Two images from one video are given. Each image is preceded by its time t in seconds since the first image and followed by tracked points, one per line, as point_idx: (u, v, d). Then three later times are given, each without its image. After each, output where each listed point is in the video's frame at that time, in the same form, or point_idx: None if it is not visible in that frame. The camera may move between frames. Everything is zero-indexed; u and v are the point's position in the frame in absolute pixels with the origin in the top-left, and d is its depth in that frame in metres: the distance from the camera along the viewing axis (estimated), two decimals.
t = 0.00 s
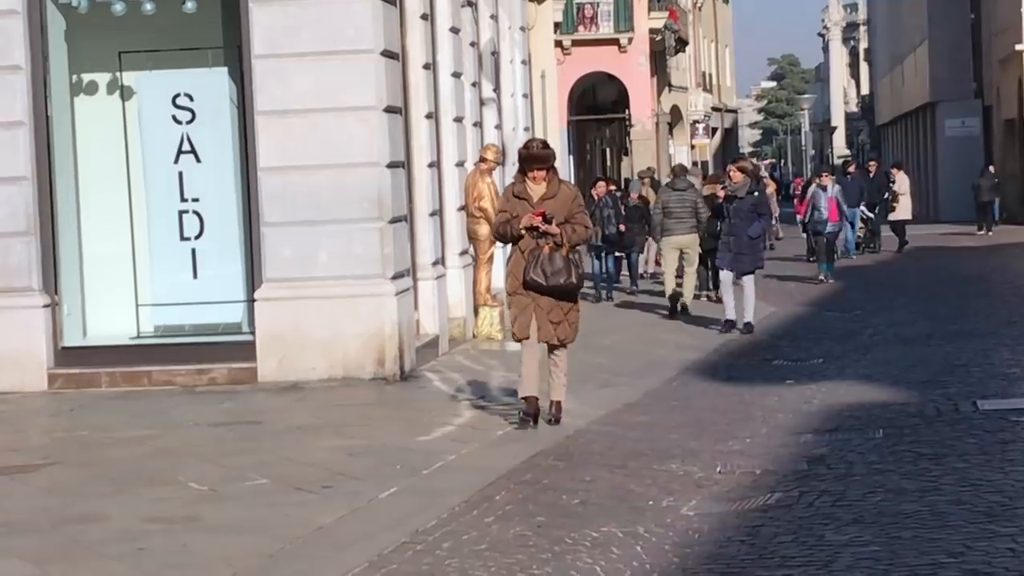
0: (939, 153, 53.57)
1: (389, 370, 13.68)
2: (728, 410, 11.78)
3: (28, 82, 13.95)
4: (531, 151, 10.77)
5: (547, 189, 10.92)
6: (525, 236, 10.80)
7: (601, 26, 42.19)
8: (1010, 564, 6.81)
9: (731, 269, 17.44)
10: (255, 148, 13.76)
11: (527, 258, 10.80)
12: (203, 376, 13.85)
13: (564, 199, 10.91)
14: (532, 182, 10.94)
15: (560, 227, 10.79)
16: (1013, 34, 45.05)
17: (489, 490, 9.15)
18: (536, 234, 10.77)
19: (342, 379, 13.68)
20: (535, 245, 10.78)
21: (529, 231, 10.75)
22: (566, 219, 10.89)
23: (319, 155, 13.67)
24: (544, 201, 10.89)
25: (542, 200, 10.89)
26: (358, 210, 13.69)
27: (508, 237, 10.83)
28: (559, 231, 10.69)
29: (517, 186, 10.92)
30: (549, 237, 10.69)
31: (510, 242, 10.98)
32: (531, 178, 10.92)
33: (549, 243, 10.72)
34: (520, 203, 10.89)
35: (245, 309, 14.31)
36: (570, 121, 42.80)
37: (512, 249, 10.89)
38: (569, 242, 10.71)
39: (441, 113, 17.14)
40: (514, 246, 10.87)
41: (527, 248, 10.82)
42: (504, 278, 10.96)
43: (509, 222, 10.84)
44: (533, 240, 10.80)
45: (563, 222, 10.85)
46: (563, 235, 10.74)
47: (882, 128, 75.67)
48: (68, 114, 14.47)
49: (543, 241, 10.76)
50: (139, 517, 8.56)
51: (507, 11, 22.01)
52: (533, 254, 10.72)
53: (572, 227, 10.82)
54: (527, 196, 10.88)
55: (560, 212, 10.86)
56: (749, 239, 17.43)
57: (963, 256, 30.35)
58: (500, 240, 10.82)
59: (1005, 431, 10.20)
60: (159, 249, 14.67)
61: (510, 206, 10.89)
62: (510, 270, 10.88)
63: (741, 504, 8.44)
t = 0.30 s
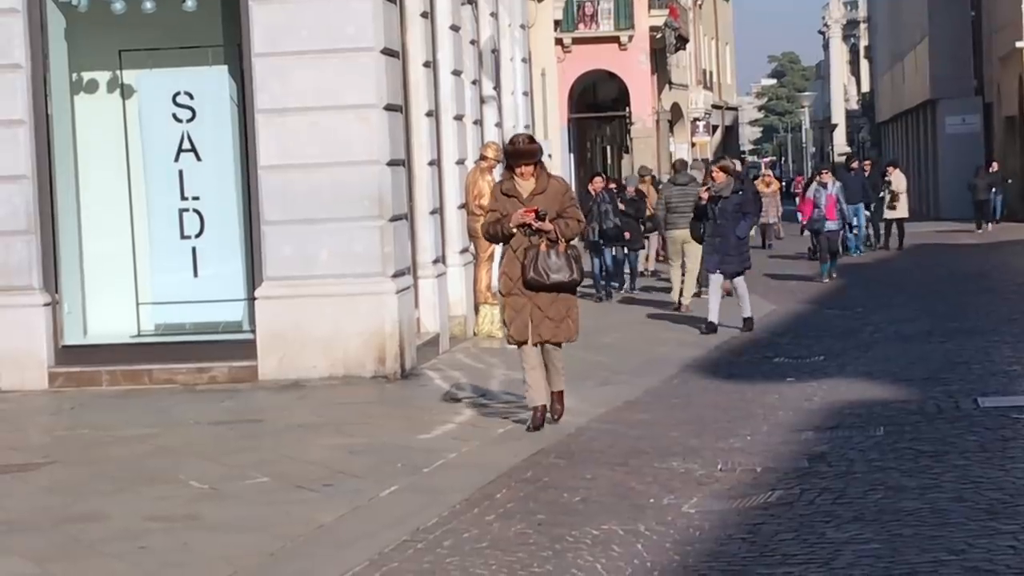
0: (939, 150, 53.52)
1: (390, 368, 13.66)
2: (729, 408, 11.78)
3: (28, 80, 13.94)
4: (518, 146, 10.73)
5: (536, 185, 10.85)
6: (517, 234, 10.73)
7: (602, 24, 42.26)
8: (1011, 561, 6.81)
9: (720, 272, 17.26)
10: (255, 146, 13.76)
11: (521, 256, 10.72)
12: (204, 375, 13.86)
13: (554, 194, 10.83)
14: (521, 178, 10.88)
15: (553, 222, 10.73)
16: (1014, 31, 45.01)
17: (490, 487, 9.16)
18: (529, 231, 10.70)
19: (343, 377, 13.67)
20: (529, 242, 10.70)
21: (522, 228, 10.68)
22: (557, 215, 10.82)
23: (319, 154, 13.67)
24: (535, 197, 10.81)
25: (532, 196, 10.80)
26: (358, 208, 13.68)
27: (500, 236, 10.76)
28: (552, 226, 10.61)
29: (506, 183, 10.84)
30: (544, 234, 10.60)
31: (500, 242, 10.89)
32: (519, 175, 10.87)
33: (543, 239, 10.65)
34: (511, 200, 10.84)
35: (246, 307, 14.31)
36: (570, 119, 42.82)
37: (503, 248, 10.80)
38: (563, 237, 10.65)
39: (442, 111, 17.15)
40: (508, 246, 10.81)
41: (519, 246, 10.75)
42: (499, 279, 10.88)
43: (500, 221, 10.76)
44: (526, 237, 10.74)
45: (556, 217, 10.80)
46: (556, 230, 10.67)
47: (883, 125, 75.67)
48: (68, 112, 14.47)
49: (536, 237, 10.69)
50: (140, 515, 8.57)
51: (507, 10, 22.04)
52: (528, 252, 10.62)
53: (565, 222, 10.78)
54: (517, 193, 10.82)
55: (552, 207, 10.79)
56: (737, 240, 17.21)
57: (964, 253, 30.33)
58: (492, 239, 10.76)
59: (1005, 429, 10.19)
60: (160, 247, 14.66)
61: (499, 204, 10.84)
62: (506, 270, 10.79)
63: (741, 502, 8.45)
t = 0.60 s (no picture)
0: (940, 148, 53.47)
1: (391, 367, 13.66)
2: (730, 407, 11.77)
3: (29, 80, 13.94)
4: (516, 146, 10.49)
5: (530, 187, 10.61)
6: (509, 236, 10.48)
7: (603, 23, 42.22)
8: (1013, 560, 6.81)
9: (706, 267, 17.14)
10: (257, 146, 13.77)
11: (513, 259, 10.47)
12: (206, 374, 13.87)
13: (549, 196, 10.58)
14: (515, 180, 10.64)
15: (546, 226, 10.46)
16: (1015, 29, 44.99)
17: (491, 487, 9.15)
18: (521, 233, 10.46)
19: (345, 376, 13.67)
20: (521, 245, 10.45)
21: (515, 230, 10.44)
22: (551, 218, 10.55)
23: (320, 153, 13.67)
24: (528, 199, 10.56)
25: (526, 197, 10.55)
26: (360, 207, 13.69)
27: (491, 239, 10.50)
28: (545, 228, 10.39)
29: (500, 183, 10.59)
30: (536, 237, 10.39)
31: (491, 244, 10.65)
32: (514, 176, 10.63)
33: (535, 241, 10.41)
34: (504, 202, 10.60)
35: (247, 307, 14.34)
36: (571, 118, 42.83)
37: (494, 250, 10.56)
38: (557, 241, 10.41)
39: (443, 110, 17.15)
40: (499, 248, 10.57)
41: (510, 249, 10.49)
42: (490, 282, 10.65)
43: (492, 222, 10.52)
44: (518, 240, 10.48)
45: (549, 220, 10.52)
46: (549, 233, 10.43)
47: (884, 123, 75.68)
48: (70, 111, 14.48)
49: (529, 240, 10.44)
50: (142, 514, 8.56)
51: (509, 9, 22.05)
52: (521, 254, 10.37)
53: (558, 225, 10.50)
54: (510, 194, 10.57)
55: (545, 209, 10.53)
56: (723, 234, 17.18)
57: (966, 251, 30.30)
58: (483, 240, 10.52)
59: (1008, 428, 10.19)
60: (161, 247, 14.66)
61: (492, 205, 10.60)
62: (497, 272, 10.56)
63: (743, 501, 8.44)
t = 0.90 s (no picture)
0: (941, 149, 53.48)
1: (392, 367, 13.66)
2: (732, 407, 11.76)
3: (30, 79, 13.92)
4: (511, 140, 10.14)
5: (524, 184, 10.34)
6: (500, 232, 10.24)
7: (604, 23, 42.26)
8: (1015, 560, 6.80)
9: (694, 269, 17.05)
10: (258, 146, 13.77)
11: (502, 256, 10.25)
12: (207, 374, 13.87)
13: (542, 196, 10.33)
14: (510, 176, 10.35)
15: (538, 225, 10.19)
16: (1015, 30, 45.01)
17: (493, 487, 9.14)
18: (512, 231, 10.22)
19: (346, 376, 13.67)
20: (511, 243, 10.22)
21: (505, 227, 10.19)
22: (543, 217, 10.30)
23: (322, 153, 13.66)
24: (521, 197, 10.30)
25: (519, 195, 10.31)
26: (361, 207, 13.68)
27: (482, 235, 10.26)
28: (537, 227, 10.12)
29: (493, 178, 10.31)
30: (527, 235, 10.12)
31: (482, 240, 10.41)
32: (509, 171, 10.34)
33: (525, 240, 10.17)
34: (496, 198, 10.33)
35: (247, 307, 14.39)
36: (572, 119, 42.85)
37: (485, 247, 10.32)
38: (547, 240, 10.13)
39: (444, 110, 17.14)
40: (489, 245, 10.32)
41: (502, 246, 10.27)
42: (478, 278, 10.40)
43: (483, 218, 10.27)
44: (508, 237, 10.25)
45: (541, 219, 10.27)
46: (541, 232, 10.16)
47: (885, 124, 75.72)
48: (70, 111, 14.46)
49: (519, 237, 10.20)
50: (142, 514, 8.56)
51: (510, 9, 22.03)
52: (510, 252, 10.10)
53: (551, 225, 10.24)
54: (503, 191, 10.31)
55: (538, 208, 10.28)
56: (712, 238, 17.18)
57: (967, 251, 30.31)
58: (474, 235, 10.27)
59: (1009, 428, 10.18)
60: (162, 247, 14.65)
61: (485, 200, 10.33)
62: (485, 269, 10.31)
63: (745, 501, 8.44)
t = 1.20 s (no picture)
0: (945, 149, 53.44)
1: (397, 367, 13.65)
2: (736, 407, 11.76)
3: (35, 79, 13.92)
4: (496, 147, 9.90)
5: (513, 188, 10.04)
6: (490, 239, 9.94)
7: (608, 22, 42.27)
8: (1021, 560, 6.80)
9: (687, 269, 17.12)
10: (263, 146, 13.77)
11: (493, 264, 9.96)
12: (211, 374, 13.88)
13: (532, 199, 10.04)
14: (497, 181, 10.05)
15: (528, 230, 9.93)
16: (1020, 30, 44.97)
17: (497, 486, 9.15)
18: (502, 237, 9.93)
19: (350, 376, 13.67)
20: (502, 249, 9.93)
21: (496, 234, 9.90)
22: (534, 222, 10.03)
23: (327, 153, 13.66)
24: (510, 202, 10.00)
25: (508, 200, 10.01)
26: (366, 207, 13.68)
27: (472, 242, 9.94)
28: (528, 234, 9.83)
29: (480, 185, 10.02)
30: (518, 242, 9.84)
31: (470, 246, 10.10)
32: (496, 176, 10.03)
33: (517, 247, 9.88)
34: (485, 205, 10.04)
35: (252, 306, 14.37)
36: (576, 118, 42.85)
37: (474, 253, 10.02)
38: (538, 245, 9.87)
39: (449, 110, 17.16)
40: (480, 252, 10.03)
41: (492, 253, 9.99)
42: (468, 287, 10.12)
43: (472, 225, 9.96)
44: (499, 244, 9.96)
45: (531, 224, 9.99)
46: (531, 238, 9.89)
47: (889, 124, 75.67)
48: (75, 111, 14.48)
49: (510, 244, 9.91)
50: (147, 514, 8.56)
51: (515, 8, 22.01)
52: (502, 261, 9.84)
53: (542, 230, 9.97)
54: (492, 197, 10.02)
55: (528, 213, 10.00)
56: (703, 236, 17.12)
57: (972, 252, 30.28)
58: (462, 244, 9.97)
59: (1014, 428, 10.17)
60: (166, 247, 14.66)
61: (474, 208, 10.03)
62: (476, 277, 10.03)
63: (749, 501, 8.43)
